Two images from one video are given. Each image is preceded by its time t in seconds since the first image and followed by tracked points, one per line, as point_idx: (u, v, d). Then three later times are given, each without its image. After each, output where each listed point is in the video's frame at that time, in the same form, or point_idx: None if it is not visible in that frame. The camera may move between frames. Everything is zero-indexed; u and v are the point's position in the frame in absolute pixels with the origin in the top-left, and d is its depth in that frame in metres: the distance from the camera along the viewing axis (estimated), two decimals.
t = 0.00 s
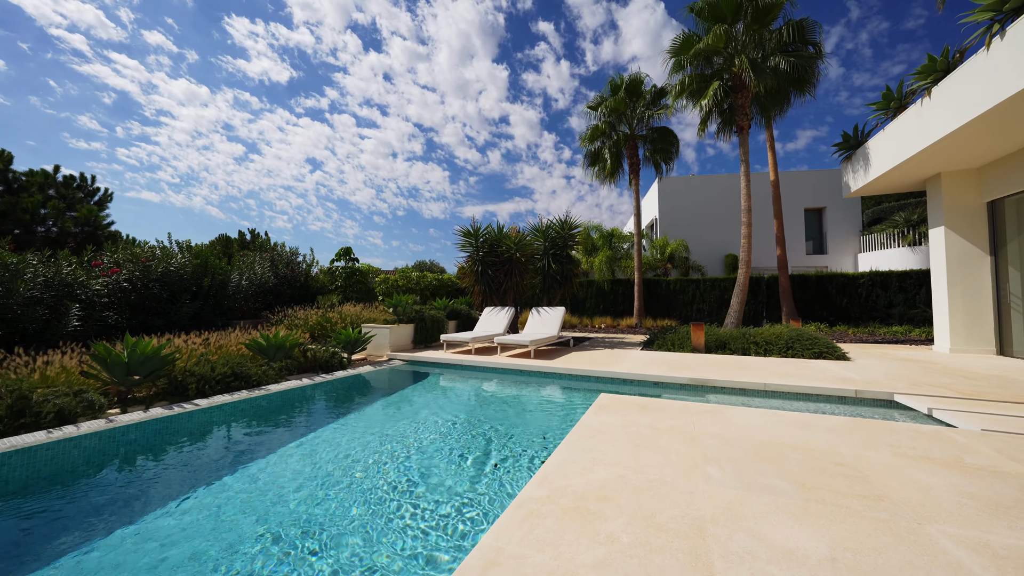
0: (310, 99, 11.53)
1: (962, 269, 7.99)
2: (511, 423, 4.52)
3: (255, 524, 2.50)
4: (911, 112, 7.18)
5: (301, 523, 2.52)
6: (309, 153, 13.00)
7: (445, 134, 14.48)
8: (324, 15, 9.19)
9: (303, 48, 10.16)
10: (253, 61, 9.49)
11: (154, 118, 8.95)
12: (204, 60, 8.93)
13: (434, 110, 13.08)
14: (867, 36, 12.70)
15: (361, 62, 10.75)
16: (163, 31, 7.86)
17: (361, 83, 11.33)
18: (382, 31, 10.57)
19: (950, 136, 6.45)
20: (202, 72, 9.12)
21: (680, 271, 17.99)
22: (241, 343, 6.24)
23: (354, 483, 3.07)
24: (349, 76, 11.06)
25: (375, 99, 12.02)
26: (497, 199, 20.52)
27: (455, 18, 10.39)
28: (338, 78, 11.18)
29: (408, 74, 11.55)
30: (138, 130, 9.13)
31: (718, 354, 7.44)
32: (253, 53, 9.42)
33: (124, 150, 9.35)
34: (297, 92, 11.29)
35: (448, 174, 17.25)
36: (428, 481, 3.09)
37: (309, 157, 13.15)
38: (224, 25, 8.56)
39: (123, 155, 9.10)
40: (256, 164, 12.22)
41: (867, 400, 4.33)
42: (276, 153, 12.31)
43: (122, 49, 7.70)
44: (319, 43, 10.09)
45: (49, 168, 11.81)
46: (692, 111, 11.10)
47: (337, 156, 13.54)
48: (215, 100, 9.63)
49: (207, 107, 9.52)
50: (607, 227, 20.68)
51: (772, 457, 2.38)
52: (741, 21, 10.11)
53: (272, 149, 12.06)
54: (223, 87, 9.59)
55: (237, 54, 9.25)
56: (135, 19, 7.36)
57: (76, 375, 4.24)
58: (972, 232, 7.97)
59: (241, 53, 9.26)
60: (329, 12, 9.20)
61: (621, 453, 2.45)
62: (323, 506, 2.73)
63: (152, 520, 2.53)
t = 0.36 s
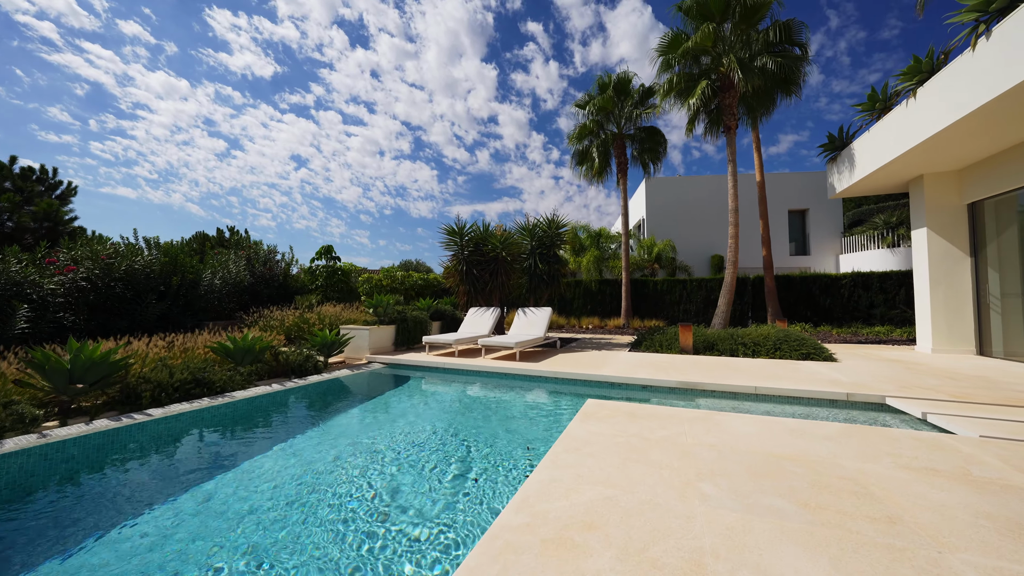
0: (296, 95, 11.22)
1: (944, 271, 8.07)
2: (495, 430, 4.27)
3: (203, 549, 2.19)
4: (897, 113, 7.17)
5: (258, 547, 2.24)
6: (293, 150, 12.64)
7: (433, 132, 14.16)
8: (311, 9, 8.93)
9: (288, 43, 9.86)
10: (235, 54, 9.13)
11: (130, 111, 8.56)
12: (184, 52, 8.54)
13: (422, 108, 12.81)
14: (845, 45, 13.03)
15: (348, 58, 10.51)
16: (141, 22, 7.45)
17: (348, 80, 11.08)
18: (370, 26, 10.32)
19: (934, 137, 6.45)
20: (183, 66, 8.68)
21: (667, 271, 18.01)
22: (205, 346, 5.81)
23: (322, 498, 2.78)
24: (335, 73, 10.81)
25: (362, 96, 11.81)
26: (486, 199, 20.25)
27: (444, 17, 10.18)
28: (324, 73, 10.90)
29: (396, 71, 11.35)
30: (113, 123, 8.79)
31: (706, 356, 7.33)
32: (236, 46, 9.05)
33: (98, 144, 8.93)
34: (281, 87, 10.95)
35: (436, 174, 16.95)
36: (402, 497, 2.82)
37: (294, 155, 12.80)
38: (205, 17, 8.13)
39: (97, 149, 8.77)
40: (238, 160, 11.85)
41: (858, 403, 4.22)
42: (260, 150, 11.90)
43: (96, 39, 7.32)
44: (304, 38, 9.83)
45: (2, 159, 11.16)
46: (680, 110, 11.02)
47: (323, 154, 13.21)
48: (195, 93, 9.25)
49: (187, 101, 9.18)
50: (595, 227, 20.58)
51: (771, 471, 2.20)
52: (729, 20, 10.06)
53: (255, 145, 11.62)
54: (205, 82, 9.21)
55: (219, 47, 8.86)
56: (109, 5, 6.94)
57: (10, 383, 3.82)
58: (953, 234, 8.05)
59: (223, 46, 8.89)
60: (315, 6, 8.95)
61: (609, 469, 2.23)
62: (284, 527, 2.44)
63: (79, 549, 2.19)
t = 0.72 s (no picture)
0: (276, 90, 11.08)
1: (919, 272, 8.22)
2: (475, 437, 4.04)
3: None
4: (875, 115, 7.23)
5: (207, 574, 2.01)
6: (274, 147, 12.43)
7: (418, 131, 14.12)
8: (295, 3, 8.67)
9: (270, 36, 9.55)
10: (212, 47, 8.69)
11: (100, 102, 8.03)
12: (158, 44, 8.14)
13: (407, 107, 12.77)
14: (821, 54, 13.39)
15: (331, 54, 10.32)
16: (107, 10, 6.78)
17: (331, 76, 10.88)
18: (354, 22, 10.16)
19: (911, 140, 6.52)
20: (155, 56, 8.31)
21: (651, 271, 18.11)
22: (162, 350, 5.40)
23: (276, 522, 2.49)
24: (318, 68, 10.60)
25: (346, 92, 11.54)
26: (472, 199, 20.03)
27: (430, 14, 10.04)
28: (307, 68, 10.65)
29: (381, 68, 11.19)
30: (80, 116, 8.18)
31: (690, 356, 7.26)
32: (213, 39, 8.59)
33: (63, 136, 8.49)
34: (262, 82, 10.67)
35: (422, 173, 16.82)
36: (368, 519, 2.55)
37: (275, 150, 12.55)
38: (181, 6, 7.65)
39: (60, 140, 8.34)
40: (216, 156, 11.54)
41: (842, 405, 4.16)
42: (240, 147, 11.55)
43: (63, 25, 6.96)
44: (286, 31, 9.57)
45: None
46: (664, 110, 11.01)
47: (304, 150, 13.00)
48: (169, 86, 8.92)
49: (160, 93, 8.81)
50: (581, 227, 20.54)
51: (762, 484, 2.06)
52: (713, 21, 10.08)
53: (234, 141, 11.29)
54: (180, 74, 8.77)
55: (196, 39, 8.47)
56: None
57: None
58: (928, 235, 8.21)
59: (200, 37, 8.45)
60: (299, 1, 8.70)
61: (590, 486, 2.04)
62: (233, 554, 2.18)
63: None
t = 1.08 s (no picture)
0: (254, 84, 10.76)
1: (889, 272, 8.41)
2: (449, 442, 3.81)
3: None
4: (849, 117, 7.35)
5: None
6: (252, 142, 12.17)
7: (401, 129, 14.04)
8: None
9: (247, 28, 9.22)
10: (186, 37, 8.38)
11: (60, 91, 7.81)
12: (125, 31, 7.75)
13: (391, 104, 12.68)
14: (796, 62, 13.77)
15: (312, 48, 10.18)
16: None
17: (312, 70, 10.73)
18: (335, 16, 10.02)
19: (881, 142, 6.64)
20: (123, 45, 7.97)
21: (633, 271, 18.20)
22: (106, 353, 4.94)
23: (219, 541, 2.22)
24: (297, 62, 10.44)
25: (327, 88, 11.47)
26: (455, 198, 19.90)
27: (413, 11, 9.94)
28: (286, 62, 10.43)
29: (363, 64, 11.05)
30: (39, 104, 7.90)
31: (671, 356, 7.21)
32: (187, 28, 8.16)
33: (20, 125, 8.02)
34: (239, 74, 10.35)
35: (406, 171, 16.78)
36: (325, 534, 2.29)
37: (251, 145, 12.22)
38: None
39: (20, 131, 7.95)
40: (189, 151, 11.14)
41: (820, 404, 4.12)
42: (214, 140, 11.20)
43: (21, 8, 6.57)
44: (265, 24, 9.29)
45: None
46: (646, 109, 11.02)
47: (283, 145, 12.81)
48: (138, 76, 8.59)
49: (128, 83, 8.43)
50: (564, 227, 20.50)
51: (742, 494, 1.92)
52: (694, 21, 10.12)
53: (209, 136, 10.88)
54: (150, 64, 8.58)
55: (167, 28, 8.11)
56: None
57: None
58: (898, 236, 8.42)
59: (172, 27, 8.11)
60: None
61: (560, 501, 1.86)
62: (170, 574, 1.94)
63: None
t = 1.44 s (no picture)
0: (227, 77, 10.44)
1: (858, 272, 8.62)
2: (418, 451, 3.59)
3: None
4: (821, 120, 7.47)
5: None
6: (225, 137, 11.83)
7: (382, 126, 13.91)
8: None
9: (220, 19, 8.76)
10: (153, 25, 7.89)
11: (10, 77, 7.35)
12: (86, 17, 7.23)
13: (371, 101, 12.55)
14: (770, 70, 14.17)
15: (289, 41, 9.86)
16: None
17: (289, 64, 10.43)
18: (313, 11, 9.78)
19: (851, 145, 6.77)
20: (83, 31, 7.52)
21: (612, 271, 18.29)
22: (37, 359, 4.47)
23: (142, 573, 1.94)
24: (274, 55, 10.06)
25: (305, 83, 11.29)
26: (437, 196, 19.95)
27: (395, 8, 9.79)
28: (261, 55, 10.04)
29: (343, 59, 10.88)
30: None
31: (648, 356, 7.16)
32: (154, 16, 7.72)
33: None
34: (211, 66, 9.91)
35: (386, 169, 16.65)
36: (272, 560, 2.06)
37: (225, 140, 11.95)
38: None
39: None
40: (156, 145, 10.81)
41: (794, 406, 4.09)
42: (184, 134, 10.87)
43: None
44: (239, 15, 8.84)
45: None
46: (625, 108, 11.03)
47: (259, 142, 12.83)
48: (100, 64, 8.11)
49: (90, 72, 7.94)
50: (544, 226, 20.41)
51: (720, 511, 1.78)
52: (672, 21, 10.17)
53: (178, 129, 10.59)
54: (113, 52, 8.09)
55: (132, 15, 7.55)
56: None
57: None
58: (866, 237, 8.64)
59: (137, 13, 7.54)
60: None
61: (521, 525, 1.68)
62: None
63: None
